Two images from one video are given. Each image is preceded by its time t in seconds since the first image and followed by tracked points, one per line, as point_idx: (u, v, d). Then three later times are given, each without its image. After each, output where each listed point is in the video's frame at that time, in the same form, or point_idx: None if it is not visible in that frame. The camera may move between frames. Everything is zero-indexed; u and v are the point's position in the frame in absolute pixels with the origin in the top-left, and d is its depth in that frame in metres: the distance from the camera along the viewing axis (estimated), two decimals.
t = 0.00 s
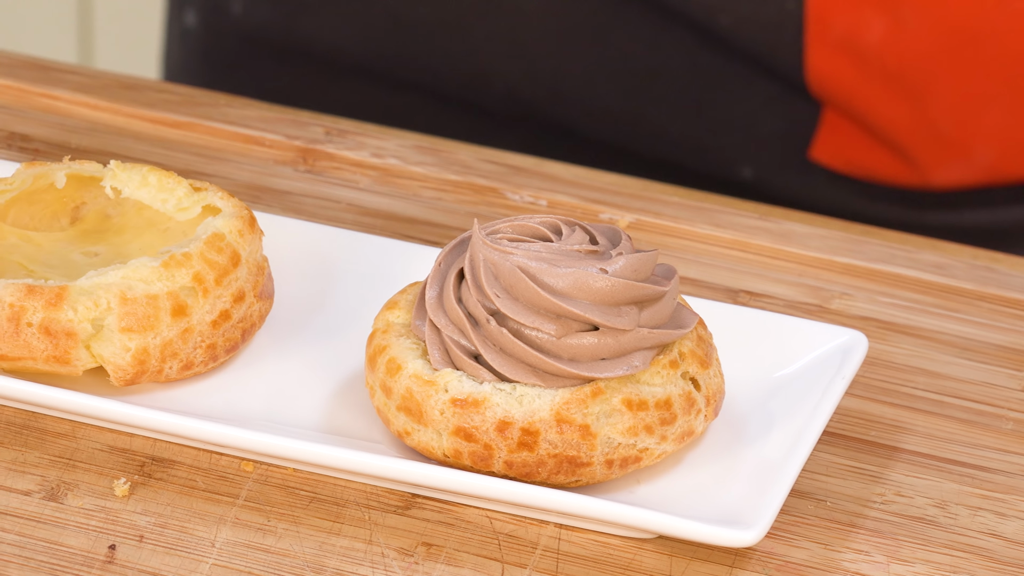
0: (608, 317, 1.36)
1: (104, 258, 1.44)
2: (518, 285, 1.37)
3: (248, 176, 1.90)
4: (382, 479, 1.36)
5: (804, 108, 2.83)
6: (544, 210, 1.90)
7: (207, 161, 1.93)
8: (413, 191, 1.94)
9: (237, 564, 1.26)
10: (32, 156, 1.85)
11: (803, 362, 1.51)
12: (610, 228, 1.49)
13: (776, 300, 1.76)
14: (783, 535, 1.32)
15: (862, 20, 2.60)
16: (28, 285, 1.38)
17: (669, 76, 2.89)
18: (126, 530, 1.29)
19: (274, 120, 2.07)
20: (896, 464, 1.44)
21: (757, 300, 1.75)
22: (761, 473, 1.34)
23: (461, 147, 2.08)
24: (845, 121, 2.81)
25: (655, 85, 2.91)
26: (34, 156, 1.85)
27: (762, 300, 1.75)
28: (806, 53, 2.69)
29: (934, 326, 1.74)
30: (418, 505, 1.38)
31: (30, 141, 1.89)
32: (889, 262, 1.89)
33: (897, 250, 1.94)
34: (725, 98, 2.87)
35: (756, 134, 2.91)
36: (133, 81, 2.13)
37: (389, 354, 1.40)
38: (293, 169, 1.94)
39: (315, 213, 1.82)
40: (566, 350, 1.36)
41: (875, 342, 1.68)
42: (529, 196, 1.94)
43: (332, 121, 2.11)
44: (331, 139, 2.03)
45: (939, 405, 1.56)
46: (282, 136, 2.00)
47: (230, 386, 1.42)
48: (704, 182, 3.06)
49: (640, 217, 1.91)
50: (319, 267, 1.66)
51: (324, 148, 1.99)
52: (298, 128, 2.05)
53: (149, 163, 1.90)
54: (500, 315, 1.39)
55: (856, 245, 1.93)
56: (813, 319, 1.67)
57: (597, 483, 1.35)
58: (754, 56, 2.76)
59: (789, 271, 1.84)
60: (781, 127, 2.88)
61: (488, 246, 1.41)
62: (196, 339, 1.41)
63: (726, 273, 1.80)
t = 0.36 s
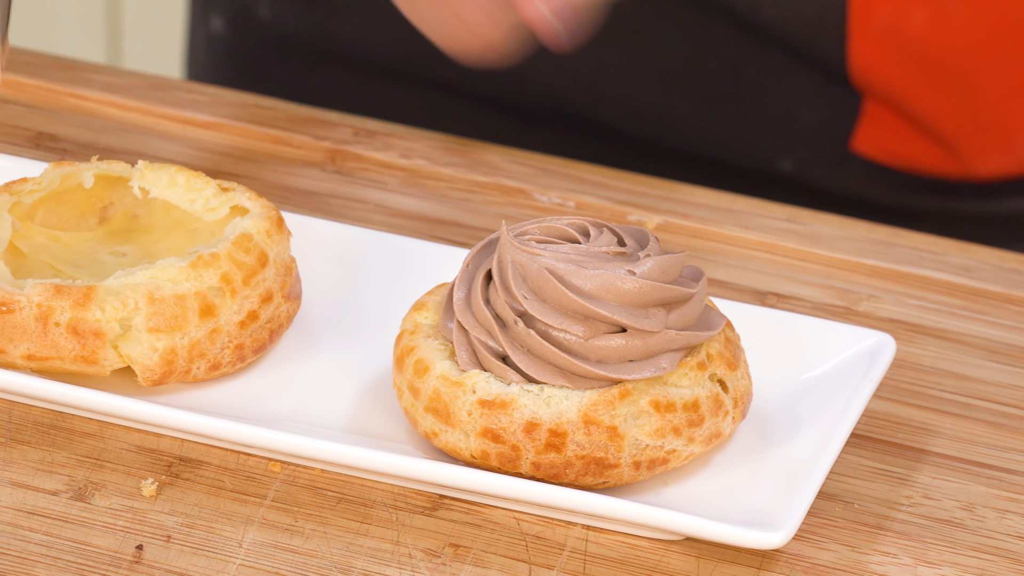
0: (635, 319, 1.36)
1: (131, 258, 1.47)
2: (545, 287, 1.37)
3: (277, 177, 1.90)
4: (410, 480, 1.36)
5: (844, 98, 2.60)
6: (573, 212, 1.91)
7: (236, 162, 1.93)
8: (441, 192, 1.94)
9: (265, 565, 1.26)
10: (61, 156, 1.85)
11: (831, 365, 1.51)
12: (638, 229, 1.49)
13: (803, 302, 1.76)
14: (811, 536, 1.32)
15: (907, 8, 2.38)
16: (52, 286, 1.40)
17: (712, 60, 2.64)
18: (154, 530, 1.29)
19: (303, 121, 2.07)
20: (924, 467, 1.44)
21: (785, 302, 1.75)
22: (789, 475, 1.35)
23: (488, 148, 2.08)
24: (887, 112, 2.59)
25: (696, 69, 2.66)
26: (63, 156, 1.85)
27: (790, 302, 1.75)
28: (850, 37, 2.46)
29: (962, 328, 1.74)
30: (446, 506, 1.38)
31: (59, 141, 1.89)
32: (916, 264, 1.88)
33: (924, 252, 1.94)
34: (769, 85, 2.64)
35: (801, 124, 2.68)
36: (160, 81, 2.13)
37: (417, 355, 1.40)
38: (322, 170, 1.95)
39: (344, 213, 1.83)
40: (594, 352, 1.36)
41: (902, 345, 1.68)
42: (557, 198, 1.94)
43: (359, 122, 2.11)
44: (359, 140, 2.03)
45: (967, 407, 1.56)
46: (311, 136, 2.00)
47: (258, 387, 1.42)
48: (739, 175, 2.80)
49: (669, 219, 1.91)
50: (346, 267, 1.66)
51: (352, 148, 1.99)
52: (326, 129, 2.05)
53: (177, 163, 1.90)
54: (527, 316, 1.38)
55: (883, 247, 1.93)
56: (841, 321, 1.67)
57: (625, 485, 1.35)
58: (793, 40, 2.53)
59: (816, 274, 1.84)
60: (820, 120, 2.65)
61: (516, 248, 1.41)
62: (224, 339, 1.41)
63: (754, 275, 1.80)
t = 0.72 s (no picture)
0: (671, 322, 1.36)
1: (168, 259, 1.47)
2: (582, 289, 1.37)
3: (313, 179, 1.92)
4: (445, 482, 1.36)
5: (883, 96, 2.91)
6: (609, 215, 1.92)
7: (273, 163, 1.96)
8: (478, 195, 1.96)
9: (299, 566, 1.26)
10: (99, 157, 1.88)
11: (866, 369, 1.51)
12: (674, 232, 1.49)
13: (839, 305, 1.76)
14: (846, 540, 1.32)
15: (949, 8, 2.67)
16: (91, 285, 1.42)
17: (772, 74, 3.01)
18: (189, 531, 1.29)
19: (339, 123, 2.10)
20: (958, 471, 1.44)
21: (821, 306, 1.75)
22: (824, 478, 1.35)
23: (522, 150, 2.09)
24: (930, 111, 2.82)
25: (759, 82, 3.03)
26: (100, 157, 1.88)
27: (826, 305, 1.75)
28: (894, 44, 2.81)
29: (998, 333, 1.73)
30: (481, 508, 1.38)
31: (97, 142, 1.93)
32: (952, 268, 1.88)
33: (961, 256, 1.93)
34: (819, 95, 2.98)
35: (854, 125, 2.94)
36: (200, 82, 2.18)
37: (452, 357, 1.40)
38: (358, 172, 1.97)
39: (380, 215, 1.85)
40: (629, 355, 1.36)
41: (938, 349, 1.68)
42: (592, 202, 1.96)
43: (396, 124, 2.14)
44: (395, 142, 2.06)
45: (1003, 412, 1.56)
46: (347, 138, 2.03)
47: (293, 389, 1.42)
48: (783, 173, 3.00)
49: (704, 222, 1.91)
50: (379, 269, 1.66)
51: (388, 151, 2.01)
52: (362, 131, 2.07)
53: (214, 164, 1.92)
54: (563, 319, 1.38)
55: (919, 251, 1.93)
56: (878, 325, 1.67)
57: (660, 488, 1.35)
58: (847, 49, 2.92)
59: (852, 277, 1.84)
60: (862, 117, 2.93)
61: (553, 251, 1.41)
62: (260, 340, 1.42)
63: (790, 278, 1.80)
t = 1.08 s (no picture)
0: (711, 334, 1.36)
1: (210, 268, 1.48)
2: (622, 301, 1.38)
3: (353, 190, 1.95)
4: (484, 493, 1.36)
5: (918, 110, 2.95)
6: (650, 226, 1.93)
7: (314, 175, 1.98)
8: (519, 207, 1.98)
9: None
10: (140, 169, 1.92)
11: (906, 382, 1.52)
12: (714, 245, 1.49)
13: (879, 318, 1.76)
14: (886, 554, 1.30)
15: (984, 24, 2.78)
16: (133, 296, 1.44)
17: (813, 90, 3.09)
18: (229, 542, 1.29)
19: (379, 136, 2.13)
20: (997, 485, 1.44)
21: (861, 318, 1.75)
22: (862, 491, 1.35)
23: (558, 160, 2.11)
24: (963, 125, 2.90)
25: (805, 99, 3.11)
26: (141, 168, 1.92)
27: (866, 318, 1.75)
28: (926, 57, 2.86)
29: None
30: (520, 520, 1.38)
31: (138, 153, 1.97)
32: (993, 282, 1.88)
33: (1001, 270, 1.93)
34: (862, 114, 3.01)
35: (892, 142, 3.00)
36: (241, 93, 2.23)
37: (492, 369, 1.41)
38: (399, 184, 1.99)
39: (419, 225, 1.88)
40: (669, 367, 1.36)
41: (979, 362, 1.68)
42: (633, 214, 1.97)
43: (434, 136, 2.17)
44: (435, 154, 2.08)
45: None
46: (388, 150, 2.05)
47: (332, 400, 1.43)
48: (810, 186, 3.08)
49: (744, 234, 1.92)
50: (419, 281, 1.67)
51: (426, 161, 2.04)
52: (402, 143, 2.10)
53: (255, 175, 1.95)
54: (603, 331, 1.39)
55: (959, 265, 1.93)
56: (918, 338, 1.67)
57: (699, 500, 1.35)
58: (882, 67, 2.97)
59: (892, 290, 1.84)
60: (896, 131, 2.98)
61: (592, 263, 1.42)
62: (300, 351, 1.42)
63: (830, 292, 1.81)
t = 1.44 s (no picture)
0: (746, 356, 1.36)
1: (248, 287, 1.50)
2: (657, 322, 1.38)
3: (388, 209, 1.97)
4: (519, 514, 1.36)
5: (950, 131, 2.86)
6: (685, 247, 1.94)
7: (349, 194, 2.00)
8: (555, 228, 1.99)
9: None
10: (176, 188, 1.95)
11: (940, 404, 1.52)
12: (750, 266, 1.50)
13: (914, 340, 1.76)
14: None
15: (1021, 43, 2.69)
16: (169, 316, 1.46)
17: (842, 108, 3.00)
18: (263, 561, 1.29)
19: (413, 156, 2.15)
20: None
21: (896, 340, 1.74)
22: (896, 513, 1.35)
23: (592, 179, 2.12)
24: (1000, 148, 2.80)
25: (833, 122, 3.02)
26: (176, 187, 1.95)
27: (900, 340, 1.74)
28: (960, 75, 2.78)
29: None
30: (554, 540, 1.38)
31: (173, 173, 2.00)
32: None
33: None
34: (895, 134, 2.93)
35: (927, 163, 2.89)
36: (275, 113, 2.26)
37: (527, 390, 1.41)
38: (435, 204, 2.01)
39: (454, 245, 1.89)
40: (704, 389, 1.36)
41: (1015, 385, 1.68)
42: (669, 235, 1.98)
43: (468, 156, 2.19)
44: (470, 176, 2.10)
45: None
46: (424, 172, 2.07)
47: (366, 419, 1.43)
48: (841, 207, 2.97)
49: (779, 256, 1.93)
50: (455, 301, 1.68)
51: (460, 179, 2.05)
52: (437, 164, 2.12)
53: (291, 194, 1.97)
54: (638, 352, 1.39)
55: (996, 286, 1.92)
56: (953, 361, 1.66)
57: (733, 522, 1.34)
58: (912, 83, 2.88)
59: (928, 312, 1.84)
60: (929, 150, 2.89)
61: (628, 283, 1.42)
62: (334, 370, 1.42)
63: (866, 313, 1.80)
